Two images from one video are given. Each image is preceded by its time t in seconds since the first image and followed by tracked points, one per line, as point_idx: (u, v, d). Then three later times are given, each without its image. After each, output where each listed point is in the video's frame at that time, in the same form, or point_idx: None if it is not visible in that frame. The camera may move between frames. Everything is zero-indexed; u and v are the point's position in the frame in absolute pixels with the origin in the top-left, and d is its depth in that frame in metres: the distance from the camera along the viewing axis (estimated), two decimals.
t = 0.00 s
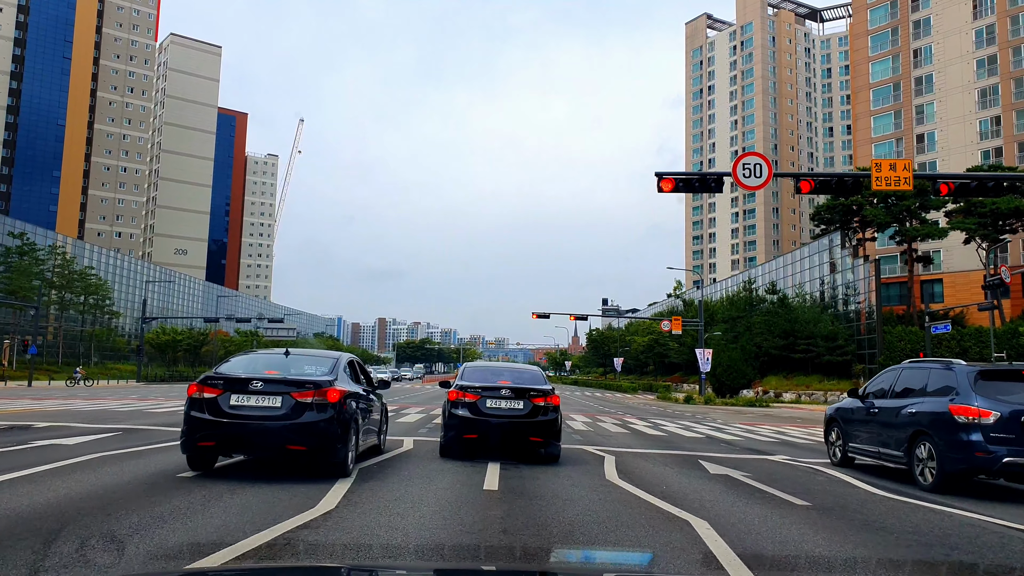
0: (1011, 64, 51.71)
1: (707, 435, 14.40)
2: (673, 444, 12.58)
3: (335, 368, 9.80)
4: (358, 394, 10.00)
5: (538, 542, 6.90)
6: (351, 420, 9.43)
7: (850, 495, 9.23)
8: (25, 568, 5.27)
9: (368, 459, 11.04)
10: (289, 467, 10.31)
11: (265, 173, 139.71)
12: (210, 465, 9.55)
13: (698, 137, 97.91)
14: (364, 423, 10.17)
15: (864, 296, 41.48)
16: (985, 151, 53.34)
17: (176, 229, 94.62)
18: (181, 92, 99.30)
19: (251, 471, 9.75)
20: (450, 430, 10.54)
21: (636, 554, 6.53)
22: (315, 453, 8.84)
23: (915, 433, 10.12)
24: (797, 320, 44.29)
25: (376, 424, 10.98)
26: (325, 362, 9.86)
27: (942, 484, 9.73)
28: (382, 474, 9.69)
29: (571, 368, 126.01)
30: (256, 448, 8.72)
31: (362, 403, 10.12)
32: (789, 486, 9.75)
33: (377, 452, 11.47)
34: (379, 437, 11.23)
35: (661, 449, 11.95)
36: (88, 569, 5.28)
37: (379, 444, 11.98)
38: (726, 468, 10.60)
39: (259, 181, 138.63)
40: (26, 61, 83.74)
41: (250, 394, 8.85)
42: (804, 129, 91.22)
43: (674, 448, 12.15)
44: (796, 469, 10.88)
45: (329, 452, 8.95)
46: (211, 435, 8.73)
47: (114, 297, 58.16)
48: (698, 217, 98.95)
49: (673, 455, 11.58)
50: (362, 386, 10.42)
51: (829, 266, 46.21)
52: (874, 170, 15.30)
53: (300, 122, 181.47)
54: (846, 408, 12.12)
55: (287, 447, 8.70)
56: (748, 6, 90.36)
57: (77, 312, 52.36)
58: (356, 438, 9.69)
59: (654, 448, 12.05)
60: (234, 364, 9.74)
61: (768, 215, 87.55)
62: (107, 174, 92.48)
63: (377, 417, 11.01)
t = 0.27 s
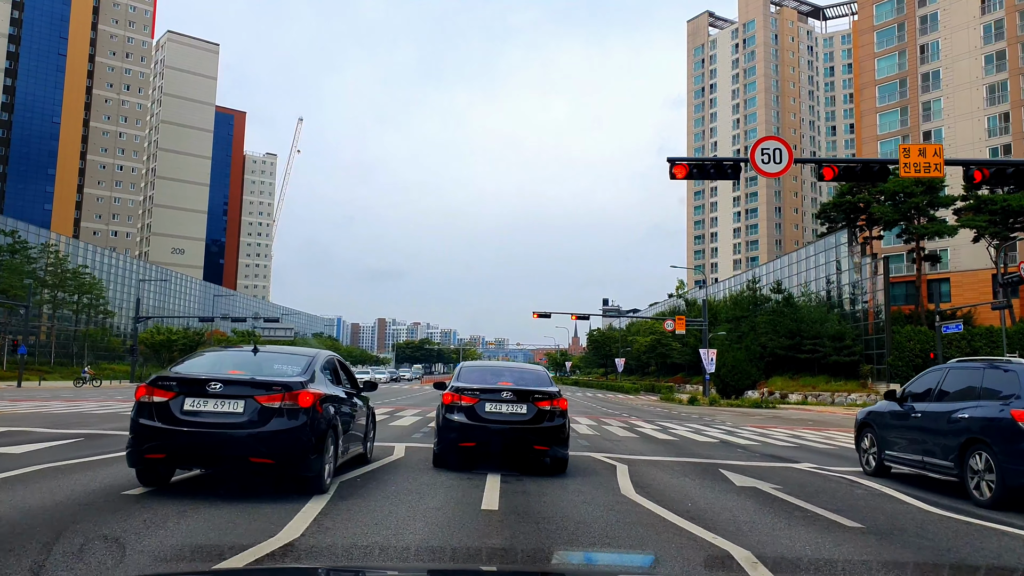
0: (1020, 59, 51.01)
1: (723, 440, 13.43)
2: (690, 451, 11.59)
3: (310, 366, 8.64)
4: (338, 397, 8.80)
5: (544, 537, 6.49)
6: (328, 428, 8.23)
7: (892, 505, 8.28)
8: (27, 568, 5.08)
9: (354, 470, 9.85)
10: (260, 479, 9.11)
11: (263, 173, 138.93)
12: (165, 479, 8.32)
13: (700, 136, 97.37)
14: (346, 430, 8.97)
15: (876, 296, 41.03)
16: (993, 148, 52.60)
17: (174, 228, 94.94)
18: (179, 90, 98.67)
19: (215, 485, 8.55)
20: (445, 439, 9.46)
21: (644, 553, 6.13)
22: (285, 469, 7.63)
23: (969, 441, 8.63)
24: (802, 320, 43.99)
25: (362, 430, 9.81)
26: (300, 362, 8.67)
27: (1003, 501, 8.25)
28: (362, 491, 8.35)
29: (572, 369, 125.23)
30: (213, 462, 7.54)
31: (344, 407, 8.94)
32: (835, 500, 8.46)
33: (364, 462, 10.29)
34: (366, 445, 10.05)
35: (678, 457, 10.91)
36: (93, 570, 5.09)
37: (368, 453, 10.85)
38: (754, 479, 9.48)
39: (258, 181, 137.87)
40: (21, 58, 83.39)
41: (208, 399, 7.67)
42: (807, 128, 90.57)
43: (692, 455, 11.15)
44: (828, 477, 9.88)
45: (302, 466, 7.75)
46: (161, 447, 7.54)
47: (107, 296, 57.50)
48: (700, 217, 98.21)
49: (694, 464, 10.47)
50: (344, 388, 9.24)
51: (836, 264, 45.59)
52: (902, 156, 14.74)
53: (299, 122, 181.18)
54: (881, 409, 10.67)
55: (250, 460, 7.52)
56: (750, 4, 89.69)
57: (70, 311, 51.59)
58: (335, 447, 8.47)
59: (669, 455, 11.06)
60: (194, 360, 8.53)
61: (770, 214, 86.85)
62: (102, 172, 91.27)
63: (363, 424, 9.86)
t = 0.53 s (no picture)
0: None
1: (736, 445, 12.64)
2: (704, 457, 10.79)
3: (281, 365, 7.52)
4: (312, 399, 7.66)
5: (547, 539, 6.31)
6: (299, 436, 7.11)
7: (931, 517, 7.53)
8: (26, 569, 5.02)
9: (333, 482, 8.73)
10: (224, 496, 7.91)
11: (261, 171, 138.22)
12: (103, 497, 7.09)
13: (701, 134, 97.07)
14: (322, 437, 7.85)
15: (879, 294, 40.64)
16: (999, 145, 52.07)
17: (171, 227, 94.54)
18: (176, 87, 98.08)
19: (168, 502, 7.40)
20: (437, 447, 8.34)
21: (648, 554, 6.00)
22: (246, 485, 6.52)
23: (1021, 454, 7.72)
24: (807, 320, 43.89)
25: (342, 437, 8.69)
26: (267, 358, 7.54)
27: None
28: (340, 507, 7.34)
29: (572, 369, 124.75)
30: (160, 477, 6.40)
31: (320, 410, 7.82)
32: (875, 515, 7.59)
33: (345, 474, 9.19)
34: (346, 454, 8.94)
35: (691, 463, 10.09)
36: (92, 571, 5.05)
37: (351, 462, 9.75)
38: (776, 490, 8.59)
39: (256, 179, 137.29)
40: (16, 54, 82.96)
41: (156, 402, 6.55)
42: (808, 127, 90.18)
43: (706, 462, 10.37)
44: (855, 486, 9.10)
45: (267, 481, 6.63)
46: (97, 460, 6.40)
47: (102, 295, 57.08)
48: (700, 216, 97.61)
49: (711, 472, 9.61)
50: (319, 389, 8.10)
51: (841, 263, 45.20)
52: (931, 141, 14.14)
53: (298, 120, 180.65)
54: (913, 414, 9.76)
55: (203, 475, 6.39)
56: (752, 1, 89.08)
57: (63, 310, 50.98)
58: (307, 458, 7.35)
59: (682, 461, 10.27)
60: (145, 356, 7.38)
61: (772, 213, 86.40)
62: (98, 170, 89.76)
63: (343, 429, 8.75)
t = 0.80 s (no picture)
0: None
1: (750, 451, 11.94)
2: (720, 464, 10.09)
3: (243, 364, 6.60)
4: (279, 405, 6.78)
5: (549, 539, 6.16)
6: (262, 448, 6.24)
7: (975, 529, 6.89)
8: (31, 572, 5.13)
9: (309, 496, 7.83)
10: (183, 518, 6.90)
11: (258, 171, 137.52)
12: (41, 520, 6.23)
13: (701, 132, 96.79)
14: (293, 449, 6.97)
15: (883, 292, 40.47)
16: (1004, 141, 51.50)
17: (167, 227, 93.92)
18: (172, 86, 97.55)
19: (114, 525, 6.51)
20: (428, 457, 7.39)
21: (648, 553, 5.91)
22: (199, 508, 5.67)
23: None
24: (812, 319, 43.58)
25: (319, 446, 7.79)
26: (229, 357, 6.64)
27: None
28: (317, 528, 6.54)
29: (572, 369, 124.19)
30: (95, 499, 5.54)
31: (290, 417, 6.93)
32: (928, 536, 6.64)
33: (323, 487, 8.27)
34: (324, 464, 8.04)
35: (708, 472, 9.39)
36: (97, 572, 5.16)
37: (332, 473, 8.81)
38: (801, 501, 7.84)
39: (254, 179, 136.66)
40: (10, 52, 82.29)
41: (87, 409, 5.68)
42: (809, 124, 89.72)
43: (724, 469, 9.68)
44: (886, 496, 8.41)
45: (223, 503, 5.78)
46: (19, 479, 5.51)
47: (95, 296, 56.51)
48: (700, 215, 97.09)
49: (731, 482, 8.89)
50: (290, 392, 7.21)
51: (846, 261, 44.93)
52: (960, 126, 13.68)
53: (297, 119, 180.17)
54: (953, 417, 8.85)
55: (145, 496, 5.53)
56: None
57: (56, 310, 50.34)
58: (273, 473, 6.49)
59: (697, 469, 9.58)
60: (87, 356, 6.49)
61: (772, 212, 85.83)
62: (93, 169, 89.87)
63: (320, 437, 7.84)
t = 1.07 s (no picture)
0: None
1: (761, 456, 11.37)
2: (733, 471, 9.46)
3: (195, 364, 5.66)
4: (242, 408, 5.87)
5: (556, 538, 5.96)
6: (218, 462, 5.32)
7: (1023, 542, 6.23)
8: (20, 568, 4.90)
9: (285, 510, 6.97)
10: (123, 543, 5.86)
11: (256, 169, 137.05)
12: None
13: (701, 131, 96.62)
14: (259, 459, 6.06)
15: (887, 290, 40.39)
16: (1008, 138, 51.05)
17: (164, 226, 93.38)
18: (170, 84, 97.17)
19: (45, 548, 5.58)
20: (421, 468, 6.56)
21: (650, 552, 5.65)
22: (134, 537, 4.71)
23: None
24: (815, 318, 43.38)
25: (293, 456, 6.93)
26: (180, 357, 5.73)
27: None
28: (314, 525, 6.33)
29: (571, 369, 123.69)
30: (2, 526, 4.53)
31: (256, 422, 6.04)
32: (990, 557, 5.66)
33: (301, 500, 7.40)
34: (302, 476, 7.18)
35: (724, 480, 8.76)
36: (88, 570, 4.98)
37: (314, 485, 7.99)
38: (826, 508, 7.18)
39: (251, 177, 136.11)
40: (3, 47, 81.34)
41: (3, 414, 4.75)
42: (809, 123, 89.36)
43: (739, 477, 9.09)
44: (916, 502, 7.75)
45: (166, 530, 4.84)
46: None
47: (89, 294, 55.94)
48: (700, 213, 96.74)
49: (747, 488, 8.27)
50: (257, 397, 6.32)
51: (850, 259, 44.91)
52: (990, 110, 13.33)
53: (295, 118, 179.88)
54: (998, 421, 8.07)
55: (67, 521, 4.55)
56: None
57: (49, 309, 49.77)
58: (231, 490, 5.55)
59: (713, 476, 8.93)
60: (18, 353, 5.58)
61: (773, 210, 85.26)
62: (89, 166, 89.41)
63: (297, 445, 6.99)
